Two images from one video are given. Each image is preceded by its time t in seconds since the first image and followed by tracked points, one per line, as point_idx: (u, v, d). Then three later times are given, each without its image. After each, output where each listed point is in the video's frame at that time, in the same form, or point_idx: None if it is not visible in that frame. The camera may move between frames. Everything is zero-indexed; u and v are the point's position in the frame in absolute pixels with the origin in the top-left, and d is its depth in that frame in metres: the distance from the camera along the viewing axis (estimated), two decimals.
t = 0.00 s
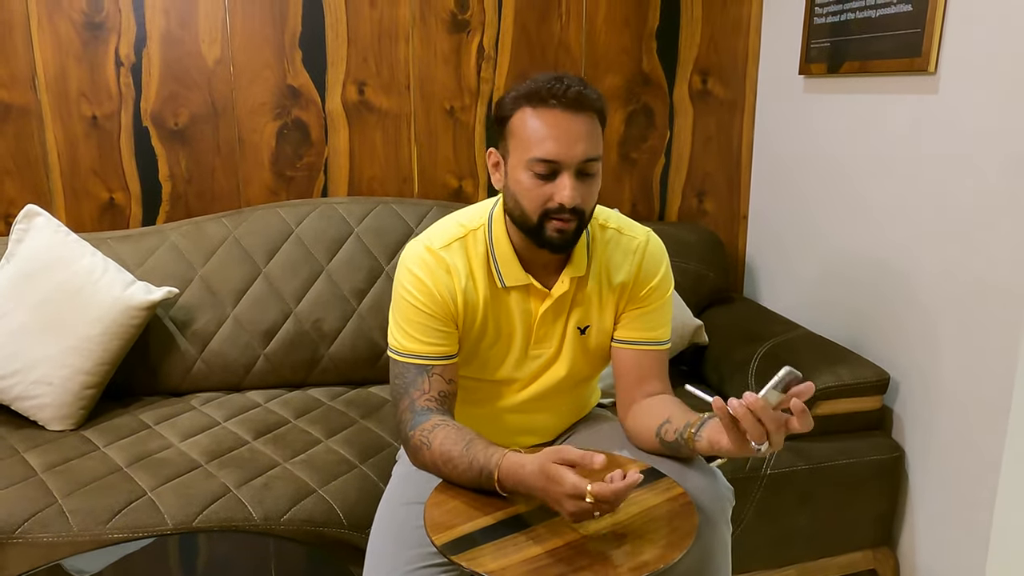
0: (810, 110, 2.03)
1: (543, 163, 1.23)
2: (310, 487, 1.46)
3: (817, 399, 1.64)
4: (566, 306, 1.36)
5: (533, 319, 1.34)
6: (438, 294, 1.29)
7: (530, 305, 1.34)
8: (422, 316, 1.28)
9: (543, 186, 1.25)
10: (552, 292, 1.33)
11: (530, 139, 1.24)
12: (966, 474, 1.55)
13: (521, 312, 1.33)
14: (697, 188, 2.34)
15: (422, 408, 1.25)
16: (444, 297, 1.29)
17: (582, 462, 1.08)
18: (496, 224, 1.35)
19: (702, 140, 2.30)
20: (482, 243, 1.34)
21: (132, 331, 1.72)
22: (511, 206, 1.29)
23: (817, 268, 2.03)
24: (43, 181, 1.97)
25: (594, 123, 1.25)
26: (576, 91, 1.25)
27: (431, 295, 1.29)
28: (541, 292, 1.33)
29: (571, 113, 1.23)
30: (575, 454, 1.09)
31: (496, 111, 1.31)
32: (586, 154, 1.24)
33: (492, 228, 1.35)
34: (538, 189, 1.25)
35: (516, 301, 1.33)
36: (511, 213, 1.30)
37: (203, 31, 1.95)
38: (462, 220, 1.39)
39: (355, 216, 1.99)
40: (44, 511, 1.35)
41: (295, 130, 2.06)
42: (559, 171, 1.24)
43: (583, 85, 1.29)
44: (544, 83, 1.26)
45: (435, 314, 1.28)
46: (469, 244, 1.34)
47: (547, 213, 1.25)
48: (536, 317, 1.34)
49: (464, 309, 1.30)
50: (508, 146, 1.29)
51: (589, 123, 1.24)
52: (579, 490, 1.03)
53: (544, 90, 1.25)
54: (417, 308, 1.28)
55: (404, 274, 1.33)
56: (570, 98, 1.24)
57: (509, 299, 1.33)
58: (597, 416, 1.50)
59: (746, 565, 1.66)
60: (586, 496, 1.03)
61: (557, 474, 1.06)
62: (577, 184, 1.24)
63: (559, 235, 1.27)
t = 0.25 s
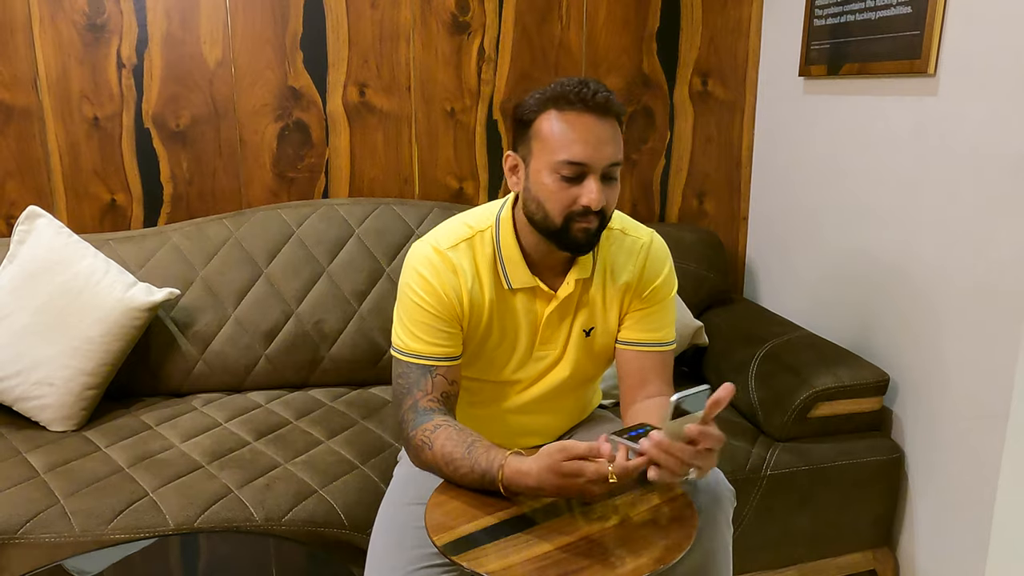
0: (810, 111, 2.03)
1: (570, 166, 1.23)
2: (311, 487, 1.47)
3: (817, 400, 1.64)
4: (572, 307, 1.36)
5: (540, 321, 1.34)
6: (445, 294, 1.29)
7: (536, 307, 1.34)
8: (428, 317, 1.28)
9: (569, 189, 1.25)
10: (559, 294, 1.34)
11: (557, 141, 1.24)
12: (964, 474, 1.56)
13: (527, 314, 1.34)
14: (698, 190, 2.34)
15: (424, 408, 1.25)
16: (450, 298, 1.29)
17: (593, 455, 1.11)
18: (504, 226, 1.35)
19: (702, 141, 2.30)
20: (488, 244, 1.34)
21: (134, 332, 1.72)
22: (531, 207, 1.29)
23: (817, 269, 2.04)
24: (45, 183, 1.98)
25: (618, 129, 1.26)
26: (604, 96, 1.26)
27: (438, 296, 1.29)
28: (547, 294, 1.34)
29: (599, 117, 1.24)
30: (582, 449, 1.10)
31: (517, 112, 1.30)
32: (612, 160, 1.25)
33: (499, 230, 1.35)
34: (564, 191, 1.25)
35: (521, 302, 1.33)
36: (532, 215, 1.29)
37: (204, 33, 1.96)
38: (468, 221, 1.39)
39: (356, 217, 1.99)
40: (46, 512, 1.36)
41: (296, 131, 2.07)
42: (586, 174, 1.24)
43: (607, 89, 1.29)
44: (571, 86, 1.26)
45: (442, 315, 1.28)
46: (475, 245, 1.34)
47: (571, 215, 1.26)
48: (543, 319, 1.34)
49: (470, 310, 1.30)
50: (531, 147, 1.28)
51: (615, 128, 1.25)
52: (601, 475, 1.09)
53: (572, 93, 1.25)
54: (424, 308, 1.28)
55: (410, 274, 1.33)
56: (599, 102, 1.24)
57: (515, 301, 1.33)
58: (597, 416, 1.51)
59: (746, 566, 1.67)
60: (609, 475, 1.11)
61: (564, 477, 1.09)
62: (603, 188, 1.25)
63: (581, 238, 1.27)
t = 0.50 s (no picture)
0: (811, 111, 2.03)
1: (594, 168, 1.23)
2: (311, 487, 1.47)
3: (818, 400, 1.64)
4: (576, 306, 1.36)
5: (544, 320, 1.34)
6: (449, 290, 1.29)
7: (540, 306, 1.34)
8: (432, 312, 1.28)
9: (590, 191, 1.24)
10: (563, 293, 1.34)
11: (583, 142, 1.23)
12: (965, 474, 1.56)
13: (530, 313, 1.34)
14: (698, 189, 2.34)
15: (425, 406, 1.26)
16: (454, 294, 1.29)
17: (555, 481, 1.03)
18: (510, 224, 1.35)
19: (703, 141, 2.30)
20: (493, 242, 1.34)
21: (134, 332, 1.72)
22: (549, 207, 1.28)
23: (818, 269, 2.03)
24: (45, 182, 1.98)
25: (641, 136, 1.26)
26: (630, 102, 1.26)
27: (442, 292, 1.29)
28: (552, 293, 1.34)
29: (625, 122, 1.24)
30: (547, 474, 1.03)
31: (541, 110, 1.29)
32: (634, 165, 1.25)
33: (505, 228, 1.35)
34: (585, 193, 1.24)
35: (525, 301, 1.33)
36: (548, 215, 1.29)
37: (205, 33, 1.96)
38: (475, 217, 1.39)
39: (357, 217, 1.99)
40: (47, 512, 1.36)
41: (297, 131, 2.07)
42: (609, 177, 1.24)
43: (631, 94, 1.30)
44: (599, 90, 1.26)
45: (446, 310, 1.29)
46: (480, 242, 1.34)
47: (590, 218, 1.25)
48: (547, 318, 1.34)
49: (474, 307, 1.31)
50: (553, 146, 1.27)
51: (640, 134, 1.26)
52: (564, 503, 1.02)
53: (601, 96, 1.25)
54: (428, 304, 1.29)
55: (414, 269, 1.33)
56: (626, 107, 1.24)
57: (519, 299, 1.33)
58: (598, 416, 1.51)
59: (746, 566, 1.66)
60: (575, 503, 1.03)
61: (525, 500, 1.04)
62: (624, 193, 1.25)
63: (597, 240, 1.27)
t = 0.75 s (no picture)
0: (812, 111, 2.03)
1: (592, 172, 1.23)
2: (312, 487, 1.47)
3: (819, 400, 1.64)
4: (580, 307, 1.36)
5: (547, 320, 1.34)
6: (452, 290, 1.29)
7: (544, 306, 1.34)
8: (436, 312, 1.29)
9: (588, 195, 1.24)
10: (567, 294, 1.34)
11: (582, 146, 1.23)
12: (966, 474, 1.56)
13: (534, 313, 1.34)
14: (699, 189, 2.34)
15: (428, 406, 1.27)
16: (458, 293, 1.29)
17: (516, 496, 1.04)
18: (514, 224, 1.35)
19: (704, 141, 2.30)
20: (497, 241, 1.34)
21: (135, 332, 1.72)
22: (548, 210, 1.29)
23: (819, 269, 2.03)
24: (46, 182, 1.98)
25: (643, 140, 1.26)
26: (631, 105, 1.25)
27: (446, 291, 1.29)
28: (555, 294, 1.34)
29: (625, 126, 1.23)
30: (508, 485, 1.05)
31: (543, 112, 1.29)
32: (634, 169, 1.25)
33: (509, 227, 1.35)
34: (583, 197, 1.24)
35: (529, 301, 1.33)
36: (547, 216, 1.29)
37: (206, 33, 1.96)
38: (479, 217, 1.39)
39: (357, 216, 1.99)
40: (47, 511, 1.36)
41: (298, 131, 2.07)
42: (607, 182, 1.24)
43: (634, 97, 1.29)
44: (601, 93, 1.25)
45: (450, 309, 1.29)
46: (484, 242, 1.34)
47: (588, 221, 1.25)
48: (550, 318, 1.34)
49: (478, 307, 1.31)
50: (553, 148, 1.27)
51: (640, 138, 1.25)
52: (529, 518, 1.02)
53: (601, 100, 1.24)
54: (432, 303, 1.29)
55: (418, 269, 1.33)
56: (626, 110, 1.24)
57: (523, 299, 1.33)
58: (599, 416, 1.51)
59: (747, 567, 1.66)
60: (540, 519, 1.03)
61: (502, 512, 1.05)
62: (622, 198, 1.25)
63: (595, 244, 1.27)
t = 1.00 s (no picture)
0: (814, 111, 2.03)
1: (580, 175, 1.23)
2: (313, 487, 1.46)
3: (821, 400, 1.64)
4: (580, 307, 1.36)
5: (547, 320, 1.34)
6: (453, 290, 1.29)
7: (544, 306, 1.34)
8: (437, 312, 1.29)
9: (577, 198, 1.24)
10: (567, 294, 1.33)
11: (570, 149, 1.23)
12: (968, 474, 1.55)
13: (534, 314, 1.33)
14: (701, 189, 2.33)
15: (431, 405, 1.27)
16: (458, 293, 1.29)
17: (506, 496, 1.04)
18: (513, 224, 1.35)
19: (705, 141, 2.30)
20: (496, 242, 1.34)
21: (136, 331, 1.72)
22: (540, 212, 1.29)
23: (821, 268, 2.03)
24: (47, 182, 1.98)
25: (633, 141, 1.25)
26: (622, 107, 1.24)
27: (446, 291, 1.29)
28: (555, 294, 1.33)
29: (614, 129, 1.23)
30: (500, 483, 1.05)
31: (534, 114, 1.29)
32: (623, 171, 1.24)
33: (509, 228, 1.34)
34: (572, 199, 1.24)
35: (530, 302, 1.33)
36: (539, 218, 1.29)
37: (207, 32, 1.95)
38: (478, 217, 1.39)
39: (358, 216, 1.99)
40: (48, 511, 1.35)
41: (299, 130, 2.07)
42: (596, 185, 1.23)
43: (626, 98, 1.28)
44: (590, 94, 1.24)
45: (450, 310, 1.29)
46: (483, 242, 1.34)
47: (577, 224, 1.25)
48: (550, 318, 1.34)
49: (478, 307, 1.31)
50: (544, 151, 1.27)
51: (630, 141, 1.24)
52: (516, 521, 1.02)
53: (589, 102, 1.23)
54: (433, 303, 1.29)
55: (419, 269, 1.33)
56: (616, 113, 1.23)
57: (523, 300, 1.33)
58: (601, 416, 1.51)
59: (749, 567, 1.66)
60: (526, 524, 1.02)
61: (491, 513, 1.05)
62: (611, 200, 1.24)
63: (585, 246, 1.27)
